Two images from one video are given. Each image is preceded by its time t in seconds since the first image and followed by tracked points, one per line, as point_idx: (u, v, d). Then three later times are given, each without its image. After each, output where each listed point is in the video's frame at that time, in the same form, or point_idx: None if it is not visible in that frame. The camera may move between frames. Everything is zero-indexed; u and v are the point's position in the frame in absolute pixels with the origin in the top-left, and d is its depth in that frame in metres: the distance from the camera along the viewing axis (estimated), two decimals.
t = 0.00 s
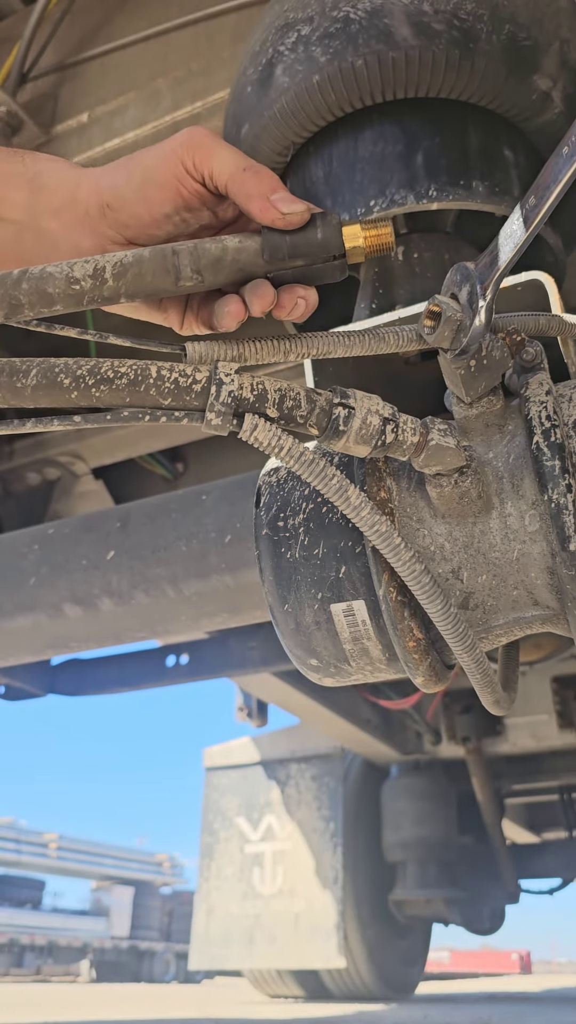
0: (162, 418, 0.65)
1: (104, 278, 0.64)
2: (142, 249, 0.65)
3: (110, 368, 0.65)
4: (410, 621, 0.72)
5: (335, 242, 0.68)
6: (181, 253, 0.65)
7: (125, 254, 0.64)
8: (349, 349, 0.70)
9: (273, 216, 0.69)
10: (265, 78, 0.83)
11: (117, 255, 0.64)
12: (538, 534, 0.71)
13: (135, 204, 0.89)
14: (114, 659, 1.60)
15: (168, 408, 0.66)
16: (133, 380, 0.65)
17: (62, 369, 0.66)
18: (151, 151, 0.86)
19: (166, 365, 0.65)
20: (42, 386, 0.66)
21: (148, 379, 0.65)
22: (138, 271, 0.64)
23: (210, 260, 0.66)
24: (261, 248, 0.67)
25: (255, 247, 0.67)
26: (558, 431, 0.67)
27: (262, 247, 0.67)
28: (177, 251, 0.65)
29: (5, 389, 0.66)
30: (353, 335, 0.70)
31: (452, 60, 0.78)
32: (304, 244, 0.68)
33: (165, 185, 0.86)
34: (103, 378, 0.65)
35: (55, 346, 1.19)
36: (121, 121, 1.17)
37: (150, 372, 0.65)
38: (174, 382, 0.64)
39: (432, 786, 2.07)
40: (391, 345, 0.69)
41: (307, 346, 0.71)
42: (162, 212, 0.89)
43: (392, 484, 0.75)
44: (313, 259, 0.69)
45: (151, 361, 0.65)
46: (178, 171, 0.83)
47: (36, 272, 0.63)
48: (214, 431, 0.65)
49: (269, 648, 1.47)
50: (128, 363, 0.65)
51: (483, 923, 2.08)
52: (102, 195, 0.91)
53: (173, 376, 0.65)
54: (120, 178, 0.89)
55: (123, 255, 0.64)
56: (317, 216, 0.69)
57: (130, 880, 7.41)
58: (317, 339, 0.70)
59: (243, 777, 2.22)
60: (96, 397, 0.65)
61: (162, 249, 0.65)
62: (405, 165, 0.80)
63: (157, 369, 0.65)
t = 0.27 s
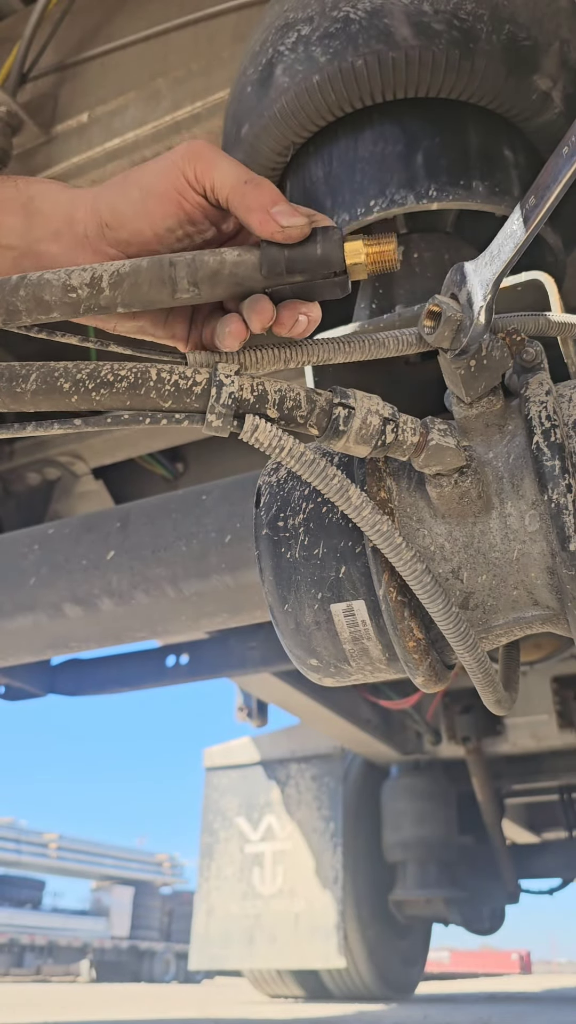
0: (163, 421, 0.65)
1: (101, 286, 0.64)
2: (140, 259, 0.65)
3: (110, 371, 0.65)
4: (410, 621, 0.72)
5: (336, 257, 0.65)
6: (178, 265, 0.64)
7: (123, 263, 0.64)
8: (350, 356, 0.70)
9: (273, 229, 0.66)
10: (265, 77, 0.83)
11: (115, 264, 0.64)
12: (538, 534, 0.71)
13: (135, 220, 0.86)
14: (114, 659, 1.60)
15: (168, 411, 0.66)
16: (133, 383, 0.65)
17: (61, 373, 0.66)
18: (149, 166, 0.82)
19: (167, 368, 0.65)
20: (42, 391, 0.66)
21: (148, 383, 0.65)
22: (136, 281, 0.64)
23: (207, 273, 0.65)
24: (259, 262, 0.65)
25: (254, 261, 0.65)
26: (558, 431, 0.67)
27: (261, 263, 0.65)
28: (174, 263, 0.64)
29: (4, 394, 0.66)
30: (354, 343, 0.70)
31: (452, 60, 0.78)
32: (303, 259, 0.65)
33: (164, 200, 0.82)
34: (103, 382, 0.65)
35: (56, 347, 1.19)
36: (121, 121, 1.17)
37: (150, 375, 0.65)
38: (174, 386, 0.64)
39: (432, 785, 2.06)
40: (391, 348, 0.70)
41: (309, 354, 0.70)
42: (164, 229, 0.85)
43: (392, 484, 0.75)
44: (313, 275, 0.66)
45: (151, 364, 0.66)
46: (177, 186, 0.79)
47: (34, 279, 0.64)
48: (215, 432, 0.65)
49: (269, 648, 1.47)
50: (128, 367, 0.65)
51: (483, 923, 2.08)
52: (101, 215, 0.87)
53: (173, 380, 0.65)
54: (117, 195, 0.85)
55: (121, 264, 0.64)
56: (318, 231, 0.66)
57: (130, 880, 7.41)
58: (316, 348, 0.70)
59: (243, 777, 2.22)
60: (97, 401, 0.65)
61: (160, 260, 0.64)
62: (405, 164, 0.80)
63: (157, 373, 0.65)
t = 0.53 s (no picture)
0: (165, 428, 0.65)
1: (97, 301, 0.61)
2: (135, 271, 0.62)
3: (109, 381, 0.65)
4: (410, 621, 0.72)
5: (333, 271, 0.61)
6: (175, 277, 0.62)
7: (119, 276, 0.62)
8: (348, 362, 0.70)
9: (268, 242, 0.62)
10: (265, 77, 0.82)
11: (111, 276, 0.61)
12: (538, 534, 0.71)
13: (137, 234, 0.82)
14: (114, 659, 1.60)
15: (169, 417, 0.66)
16: (133, 391, 0.65)
17: (61, 385, 0.66)
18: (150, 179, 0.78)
19: (165, 374, 0.65)
20: (42, 405, 0.66)
21: (148, 389, 0.65)
22: (132, 295, 0.61)
23: (204, 285, 0.61)
24: (255, 274, 0.61)
25: (250, 272, 0.61)
26: (558, 431, 0.67)
27: (256, 275, 0.61)
28: (171, 275, 0.62)
29: (4, 408, 0.66)
30: (351, 350, 0.70)
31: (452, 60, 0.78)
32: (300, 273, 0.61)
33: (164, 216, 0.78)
34: (103, 392, 0.65)
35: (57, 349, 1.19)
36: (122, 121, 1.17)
37: (149, 382, 0.65)
38: (174, 392, 0.64)
39: (432, 786, 2.06)
40: (391, 352, 0.70)
41: (309, 361, 0.70)
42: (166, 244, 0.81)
43: (392, 484, 0.75)
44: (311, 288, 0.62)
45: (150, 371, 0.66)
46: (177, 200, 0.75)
47: (30, 293, 0.62)
48: (216, 437, 0.65)
49: (269, 648, 1.47)
50: (127, 375, 0.65)
51: (483, 922, 2.08)
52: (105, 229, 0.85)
53: (172, 386, 0.65)
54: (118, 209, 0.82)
55: (116, 277, 0.61)
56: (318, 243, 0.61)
57: (130, 880, 7.41)
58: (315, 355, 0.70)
59: (243, 777, 2.22)
60: (98, 411, 0.65)
61: (157, 272, 0.62)
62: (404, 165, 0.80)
63: (156, 379, 0.65)
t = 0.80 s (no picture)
0: (166, 434, 0.66)
1: (94, 315, 0.61)
2: (131, 283, 0.61)
3: (109, 390, 0.66)
4: (410, 621, 0.72)
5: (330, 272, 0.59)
6: (170, 289, 0.61)
7: (115, 289, 0.61)
8: (347, 367, 0.70)
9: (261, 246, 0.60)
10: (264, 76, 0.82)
11: (106, 290, 0.61)
12: (538, 533, 0.71)
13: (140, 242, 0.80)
14: (114, 659, 1.60)
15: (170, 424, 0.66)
16: (133, 399, 0.65)
17: (61, 396, 0.66)
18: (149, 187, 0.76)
19: (165, 381, 0.65)
20: (43, 417, 0.66)
21: (148, 397, 0.65)
22: (128, 308, 0.61)
23: (200, 297, 0.61)
24: (252, 284, 0.60)
25: (246, 284, 0.60)
26: (558, 431, 0.67)
27: (252, 284, 0.60)
28: (166, 286, 0.61)
29: (5, 423, 0.66)
30: (351, 351, 0.70)
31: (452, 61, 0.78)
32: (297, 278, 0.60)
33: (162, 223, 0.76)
34: (103, 403, 0.65)
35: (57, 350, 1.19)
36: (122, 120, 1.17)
37: (149, 390, 0.65)
38: (173, 399, 0.64)
39: (432, 785, 2.06)
40: (389, 355, 0.70)
41: (310, 364, 0.70)
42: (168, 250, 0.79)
43: (392, 483, 0.75)
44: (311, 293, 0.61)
45: (149, 378, 0.66)
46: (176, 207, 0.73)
47: (27, 307, 0.62)
48: (218, 440, 0.65)
49: (269, 648, 1.47)
50: (127, 383, 0.66)
51: (483, 922, 2.08)
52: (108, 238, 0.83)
53: (172, 392, 0.65)
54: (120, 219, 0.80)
55: (112, 289, 0.61)
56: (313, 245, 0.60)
57: (130, 880, 7.41)
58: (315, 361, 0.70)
59: (243, 777, 2.22)
60: (98, 422, 0.66)
61: (151, 283, 0.61)
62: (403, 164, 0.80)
63: (156, 386, 0.65)
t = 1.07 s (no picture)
0: (166, 433, 0.65)
1: (93, 312, 0.61)
2: (130, 280, 0.61)
3: (109, 389, 0.65)
4: (410, 621, 0.72)
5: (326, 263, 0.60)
6: (169, 285, 0.61)
7: (114, 286, 0.61)
8: (348, 363, 0.70)
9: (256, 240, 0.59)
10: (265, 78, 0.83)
11: (106, 287, 0.61)
12: (538, 533, 0.71)
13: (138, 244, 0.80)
14: (114, 659, 1.60)
15: (171, 423, 0.66)
16: (133, 398, 0.65)
17: (61, 396, 0.66)
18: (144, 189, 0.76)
19: (165, 381, 0.65)
20: (43, 417, 0.66)
21: (148, 396, 0.65)
22: (127, 305, 0.61)
23: (199, 292, 0.61)
24: (249, 276, 0.61)
25: (244, 276, 0.60)
26: (558, 431, 0.67)
27: (251, 277, 0.61)
28: (165, 283, 0.61)
29: (5, 422, 0.66)
30: (351, 351, 0.70)
31: (452, 61, 0.78)
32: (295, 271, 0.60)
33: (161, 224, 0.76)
34: (103, 402, 0.65)
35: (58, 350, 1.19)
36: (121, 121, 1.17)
37: (149, 389, 0.65)
38: (173, 398, 0.64)
39: (432, 785, 2.06)
40: (390, 353, 0.70)
41: (310, 361, 0.70)
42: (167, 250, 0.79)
43: (392, 483, 0.75)
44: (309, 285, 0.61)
45: (150, 378, 0.66)
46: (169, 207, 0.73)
47: (26, 306, 0.62)
48: (218, 440, 0.65)
49: (269, 648, 1.47)
50: (127, 382, 0.66)
51: (483, 923, 2.08)
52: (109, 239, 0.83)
53: (172, 391, 0.65)
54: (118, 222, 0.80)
55: (111, 287, 0.61)
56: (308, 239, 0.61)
57: (130, 880, 7.41)
58: (315, 357, 0.70)
59: (243, 777, 2.22)
60: (98, 421, 0.66)
61: (151, 279, 0.61)
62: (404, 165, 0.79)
63: (156, 385, 0.65)
